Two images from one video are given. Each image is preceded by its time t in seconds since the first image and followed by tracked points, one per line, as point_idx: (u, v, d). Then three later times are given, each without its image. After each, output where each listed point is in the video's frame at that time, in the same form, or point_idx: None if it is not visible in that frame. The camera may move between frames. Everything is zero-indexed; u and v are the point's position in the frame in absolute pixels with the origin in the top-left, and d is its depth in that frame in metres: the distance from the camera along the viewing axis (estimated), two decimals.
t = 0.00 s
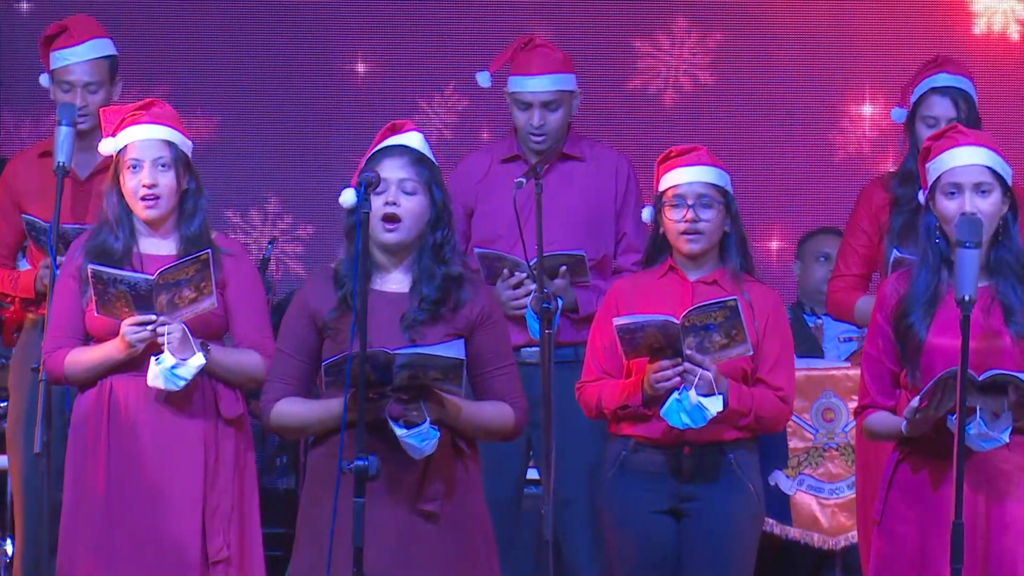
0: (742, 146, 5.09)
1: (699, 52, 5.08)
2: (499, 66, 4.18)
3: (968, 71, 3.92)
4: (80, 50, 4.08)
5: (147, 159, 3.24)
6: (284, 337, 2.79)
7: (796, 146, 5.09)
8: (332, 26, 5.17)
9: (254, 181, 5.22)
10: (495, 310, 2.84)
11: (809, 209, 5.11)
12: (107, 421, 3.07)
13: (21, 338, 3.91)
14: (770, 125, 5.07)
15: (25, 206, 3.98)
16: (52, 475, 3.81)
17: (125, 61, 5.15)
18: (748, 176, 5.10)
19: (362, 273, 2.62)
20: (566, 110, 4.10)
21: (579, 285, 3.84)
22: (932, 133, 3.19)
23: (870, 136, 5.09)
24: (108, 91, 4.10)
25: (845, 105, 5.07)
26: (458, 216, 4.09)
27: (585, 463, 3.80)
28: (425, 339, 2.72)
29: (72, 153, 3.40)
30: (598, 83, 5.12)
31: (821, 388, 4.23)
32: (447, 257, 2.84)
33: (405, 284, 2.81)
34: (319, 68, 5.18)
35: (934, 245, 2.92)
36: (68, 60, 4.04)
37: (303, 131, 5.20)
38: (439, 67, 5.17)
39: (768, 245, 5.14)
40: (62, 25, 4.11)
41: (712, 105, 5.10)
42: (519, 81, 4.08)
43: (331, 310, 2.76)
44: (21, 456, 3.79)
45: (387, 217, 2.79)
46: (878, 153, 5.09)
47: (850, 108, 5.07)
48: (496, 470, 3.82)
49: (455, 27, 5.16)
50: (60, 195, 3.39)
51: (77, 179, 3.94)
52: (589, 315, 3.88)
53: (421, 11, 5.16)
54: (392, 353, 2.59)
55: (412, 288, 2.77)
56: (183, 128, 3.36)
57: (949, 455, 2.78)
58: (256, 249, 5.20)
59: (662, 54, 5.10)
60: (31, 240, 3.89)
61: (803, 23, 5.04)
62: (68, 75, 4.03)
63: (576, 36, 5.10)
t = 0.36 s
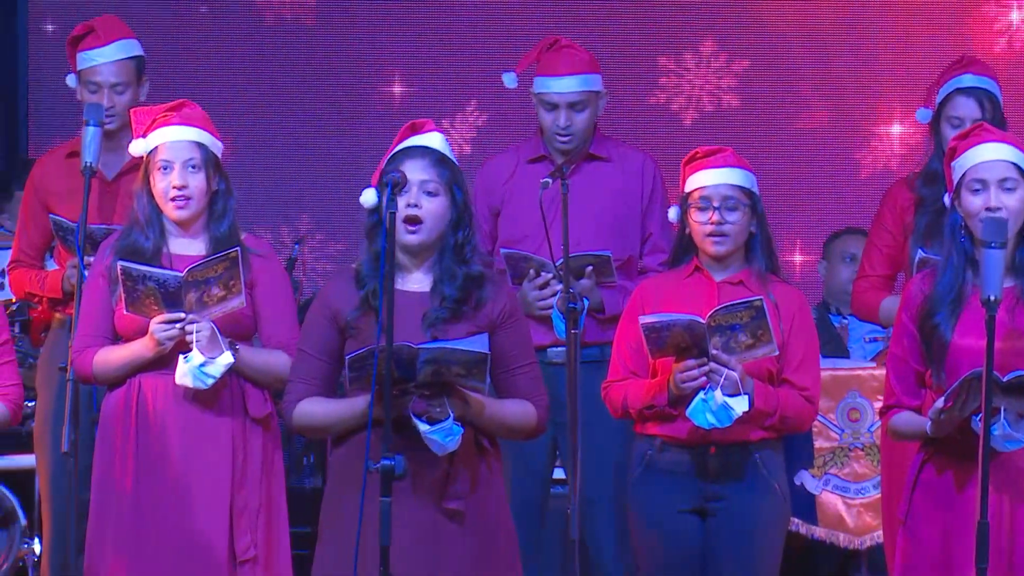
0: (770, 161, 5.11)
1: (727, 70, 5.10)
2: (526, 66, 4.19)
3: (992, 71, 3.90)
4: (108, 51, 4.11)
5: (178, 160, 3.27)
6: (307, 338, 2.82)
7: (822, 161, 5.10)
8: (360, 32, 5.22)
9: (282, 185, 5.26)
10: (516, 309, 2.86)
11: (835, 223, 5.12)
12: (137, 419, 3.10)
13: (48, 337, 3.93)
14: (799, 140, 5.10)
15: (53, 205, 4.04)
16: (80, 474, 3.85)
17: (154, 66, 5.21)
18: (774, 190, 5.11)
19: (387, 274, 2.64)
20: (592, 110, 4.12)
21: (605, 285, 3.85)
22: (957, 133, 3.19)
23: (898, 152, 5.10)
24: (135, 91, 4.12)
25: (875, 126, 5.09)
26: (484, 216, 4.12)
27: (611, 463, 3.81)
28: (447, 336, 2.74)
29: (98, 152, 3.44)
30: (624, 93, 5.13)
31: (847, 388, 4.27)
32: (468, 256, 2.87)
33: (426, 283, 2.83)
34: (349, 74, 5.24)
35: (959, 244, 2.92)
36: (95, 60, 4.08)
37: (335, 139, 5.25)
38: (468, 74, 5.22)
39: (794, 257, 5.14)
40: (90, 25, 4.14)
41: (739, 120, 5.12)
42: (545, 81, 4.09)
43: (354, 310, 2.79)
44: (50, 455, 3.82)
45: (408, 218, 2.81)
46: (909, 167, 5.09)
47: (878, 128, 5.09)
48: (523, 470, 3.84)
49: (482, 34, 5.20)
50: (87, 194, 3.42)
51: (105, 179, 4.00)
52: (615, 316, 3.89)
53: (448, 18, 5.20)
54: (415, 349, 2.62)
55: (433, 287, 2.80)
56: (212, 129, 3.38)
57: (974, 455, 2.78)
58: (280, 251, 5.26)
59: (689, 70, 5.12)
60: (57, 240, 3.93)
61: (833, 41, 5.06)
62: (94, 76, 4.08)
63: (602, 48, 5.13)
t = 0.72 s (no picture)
0: (792, 175, 5.23)
1: (749, 79, 5.21)
2: (549, 67, 4.21)
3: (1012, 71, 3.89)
4: (132, 51, 4.15)
5: (201, 159, 3.30)
6: (328, 337, 2.84)
7: (842, 176, 5.21)
8: (386, 34, 5.26)
9: (307, 187, 5.30)
10: (536, 308, 2.88)
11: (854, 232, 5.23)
12: (157, 417, 3.14)
13: (72, 336, 3.96)
14: (822, 153, 5.20)
15: (77, 203, 4.08)
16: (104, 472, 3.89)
17: (180, 68, 5.27)
18: (797, 200, 5.23)
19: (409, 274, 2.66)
20: (615, 111, 4.13)
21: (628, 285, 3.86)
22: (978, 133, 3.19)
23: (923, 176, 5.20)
24: (160, 91, 4.16)
25: (900, 149, 5.19)
26: (507, 216, 4.15)
27: (633, 464, 3.83)
28: (467, 334, 2.77)
29: (122, 153, 3.48)
30: (647, 100, 5.24)
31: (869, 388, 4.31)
32: (487, 256, 2.89)
33: (446, 283, 2.86)
34: (376, 76, 5.28)
35: (981, 243, 2.92)
36: (120, 60, 4.12)
37: (360, 142, 5.29)
38: (494, 77, 5.26)
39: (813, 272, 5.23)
40: (115, 25, 4.17)
41: (762, 141, 5.24)
42: (568, 82, 4.12)
43: (374, 310, 2.82)
44: (74, 453, 3.86)
45: (428, 220, 2.84)
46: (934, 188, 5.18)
47: (904, 152, 5.21)
48: (545, 469, 3.87)
49: (506, 37, 5.25)
50: (111, 195, 3.46)
51: (129, 179, 4.03)
52: (637, 316, 3.90)
53: (473, 22, 5.25)
54: (436, 346, 2.62)
55: (453, 287, 2.82)
56: (236, 129, 3.42)
57: (996, 455, 2.78)
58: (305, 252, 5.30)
59: (714, 82, 5.23)
60: (82, 240, 3.98)
61: (861, 61, 5.16)
62: (119, 76, 4.12)
63: (631, 56, 5.23)
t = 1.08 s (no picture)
0: (813, 178, 5.25)
1: (767, 83, 5.24)
2: (570, 67, 4.22)
3: None
4: (156, 51, 4.17)
5: (219, 159, 3.27)
6: (350, 337, 2.87)
7: (860, 181, 5.24)
8: (407, 35, 5.29)
9: (328, 188, 5.33)
10: (559, 307, 2.89)
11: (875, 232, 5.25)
12: (173, 417, 3.10)
13: (94, 337, 3.99)
14: (842, 159, 5.24)
15: (100, 203, 4.11)
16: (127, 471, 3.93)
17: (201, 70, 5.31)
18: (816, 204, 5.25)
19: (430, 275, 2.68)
20: (636, 111, 4.14)
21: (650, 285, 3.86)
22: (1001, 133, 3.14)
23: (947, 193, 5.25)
24: (182, 92, 4.19)
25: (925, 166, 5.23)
26: (529, 216, 4.17)
27: (655, 464, 3.83)
28: (490, 336, 2.78)
29: (145, 153, 3.54)
30: (667, 102, 5.28)
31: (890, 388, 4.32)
32: (510, 255, 2.90)
33: (468, 283, 2.87)
34: (397, 77, 5.30)
35: (1003, 243, 2.90)
36: (143, 60, 4.14)
37: (382, 146, 5.32)
38: (514, 78, 5.29)
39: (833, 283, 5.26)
40: (138, 26, 4.20)
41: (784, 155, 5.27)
42: (589, 82, 4.13)
43: (396, 311, 2.83)
44: (95, 453, 3.89)
45: (451, 219, 2.86)
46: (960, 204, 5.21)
47: (929, 168, 5.24)
48: (567, 469, 3.88)
49: (525, 38, 5.28)
50: (134, 194, 3.52)
51: (151, 179, 4.07)
52: (659, 315, 3.91)
53: (492, 24, 5.28)
54: (458, 350, 2.63)
55: (476, 287, 2.84)
56: (256, 129, 3.39)
57: (1018, 455, 2.77)
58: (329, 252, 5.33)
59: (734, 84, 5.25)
60: (105, 240, 4.01)
61: (882, 65, 5.20)
62: (142, 76, 4.14)
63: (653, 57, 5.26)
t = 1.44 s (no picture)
0: (831, 179, 5.28)
1: (786, 85, 5.27)
2: (590, 69, 4.24)
3: None
4: (179, 53, 4.22)
5: (237, 159, 3.22)
6: (375, 338, 2.91)
7: (877, 181, 5.27)
8: (427, 34, 5.32)
9: (348, 188, 5.38)
10: (582, 306, 2.92)
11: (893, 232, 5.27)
12: (190, 413, 3.07)
13: (117, 337, 4.03)
14: (860, 159, 5.26)
15: (123, 204, 4.14)
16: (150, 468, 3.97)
17: (223, 71, 5.36)
18: (834, 204, 5.29)
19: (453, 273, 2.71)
20: (656, 113, 4.16)
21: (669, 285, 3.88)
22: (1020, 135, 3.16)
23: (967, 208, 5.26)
24: (205, 93, 4.23)
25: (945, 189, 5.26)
26: (549, 216, 4.19)
27: (674, 463, 3.85)
28: (513, 336, 2.81)
29: (167, 153, 3.56)
30: (686, 100, 5.30)
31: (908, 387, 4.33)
32: (534, 255, 2.92)
33: (493, 283, 2.90)
34: (417, 77, 5.34)
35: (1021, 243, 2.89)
36: (166, 62, 4.19)
37: (402, 149, 5.36)
38: (534, 77, 5.32)
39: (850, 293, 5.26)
40: (161, 27, 4.25)
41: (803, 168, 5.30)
42: (609, 84, 4.15)
43: (422, 311, 2.87)
44: (119, 452, 3.94)
45: (474, 214, 2.89)
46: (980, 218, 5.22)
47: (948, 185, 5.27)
48: (588, 468, 3.90)
49: (544, 38, 5.31)
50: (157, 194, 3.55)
51: (174, 179, 4.11)
52: (679, 315, 3.93)
53: (512, 23, 5.31)
54: (476, 354, 2.68)
55: (499, 286, 2.87)
56: (274, 129, 3.33)
57: None
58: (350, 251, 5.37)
59: (753, 83, 5.27)
60: (128, 240, 4.06)
61: (901, 64, 5.22)
62: (166, 78, 4.18)
63: (672, 54, 5.27)
